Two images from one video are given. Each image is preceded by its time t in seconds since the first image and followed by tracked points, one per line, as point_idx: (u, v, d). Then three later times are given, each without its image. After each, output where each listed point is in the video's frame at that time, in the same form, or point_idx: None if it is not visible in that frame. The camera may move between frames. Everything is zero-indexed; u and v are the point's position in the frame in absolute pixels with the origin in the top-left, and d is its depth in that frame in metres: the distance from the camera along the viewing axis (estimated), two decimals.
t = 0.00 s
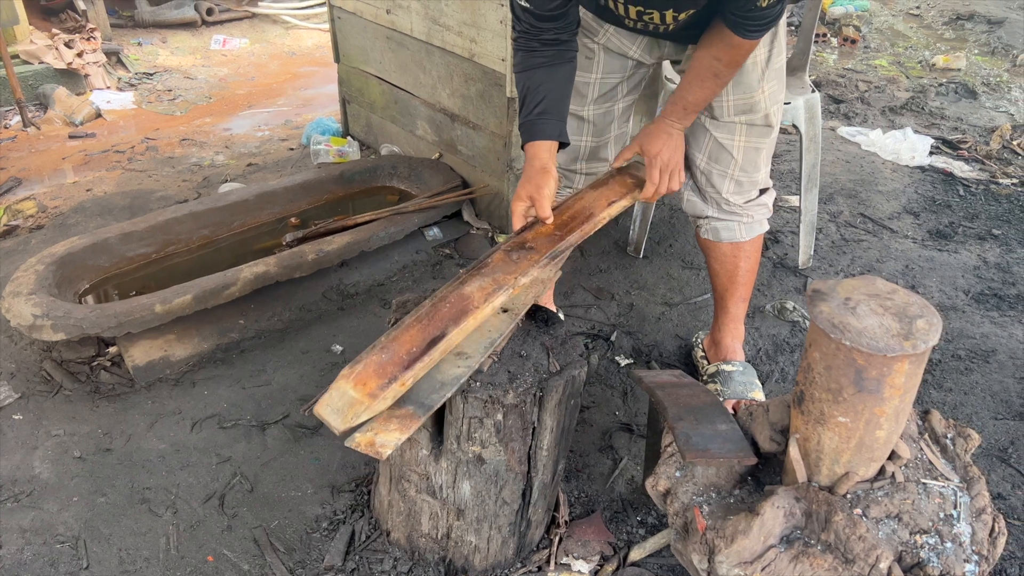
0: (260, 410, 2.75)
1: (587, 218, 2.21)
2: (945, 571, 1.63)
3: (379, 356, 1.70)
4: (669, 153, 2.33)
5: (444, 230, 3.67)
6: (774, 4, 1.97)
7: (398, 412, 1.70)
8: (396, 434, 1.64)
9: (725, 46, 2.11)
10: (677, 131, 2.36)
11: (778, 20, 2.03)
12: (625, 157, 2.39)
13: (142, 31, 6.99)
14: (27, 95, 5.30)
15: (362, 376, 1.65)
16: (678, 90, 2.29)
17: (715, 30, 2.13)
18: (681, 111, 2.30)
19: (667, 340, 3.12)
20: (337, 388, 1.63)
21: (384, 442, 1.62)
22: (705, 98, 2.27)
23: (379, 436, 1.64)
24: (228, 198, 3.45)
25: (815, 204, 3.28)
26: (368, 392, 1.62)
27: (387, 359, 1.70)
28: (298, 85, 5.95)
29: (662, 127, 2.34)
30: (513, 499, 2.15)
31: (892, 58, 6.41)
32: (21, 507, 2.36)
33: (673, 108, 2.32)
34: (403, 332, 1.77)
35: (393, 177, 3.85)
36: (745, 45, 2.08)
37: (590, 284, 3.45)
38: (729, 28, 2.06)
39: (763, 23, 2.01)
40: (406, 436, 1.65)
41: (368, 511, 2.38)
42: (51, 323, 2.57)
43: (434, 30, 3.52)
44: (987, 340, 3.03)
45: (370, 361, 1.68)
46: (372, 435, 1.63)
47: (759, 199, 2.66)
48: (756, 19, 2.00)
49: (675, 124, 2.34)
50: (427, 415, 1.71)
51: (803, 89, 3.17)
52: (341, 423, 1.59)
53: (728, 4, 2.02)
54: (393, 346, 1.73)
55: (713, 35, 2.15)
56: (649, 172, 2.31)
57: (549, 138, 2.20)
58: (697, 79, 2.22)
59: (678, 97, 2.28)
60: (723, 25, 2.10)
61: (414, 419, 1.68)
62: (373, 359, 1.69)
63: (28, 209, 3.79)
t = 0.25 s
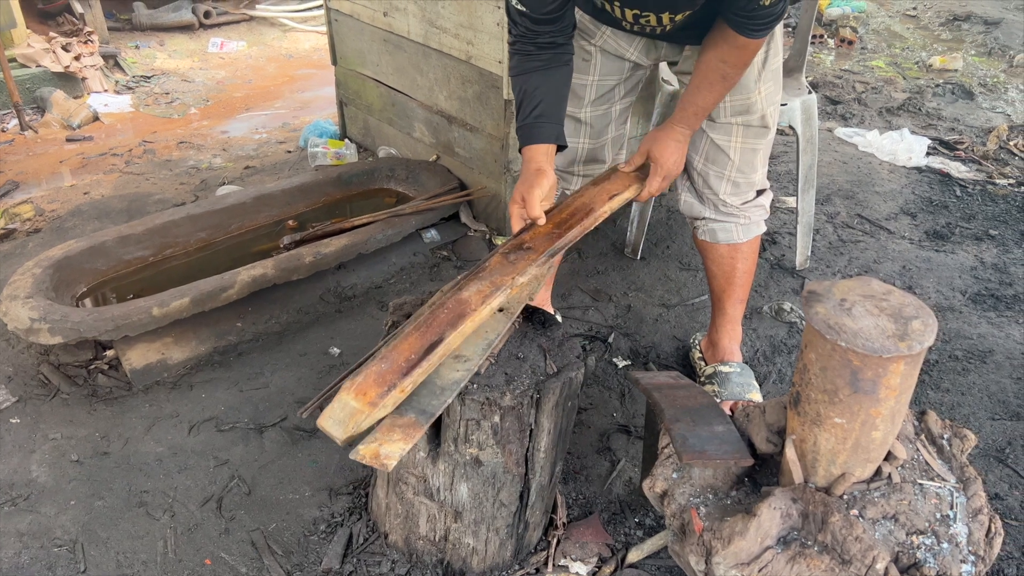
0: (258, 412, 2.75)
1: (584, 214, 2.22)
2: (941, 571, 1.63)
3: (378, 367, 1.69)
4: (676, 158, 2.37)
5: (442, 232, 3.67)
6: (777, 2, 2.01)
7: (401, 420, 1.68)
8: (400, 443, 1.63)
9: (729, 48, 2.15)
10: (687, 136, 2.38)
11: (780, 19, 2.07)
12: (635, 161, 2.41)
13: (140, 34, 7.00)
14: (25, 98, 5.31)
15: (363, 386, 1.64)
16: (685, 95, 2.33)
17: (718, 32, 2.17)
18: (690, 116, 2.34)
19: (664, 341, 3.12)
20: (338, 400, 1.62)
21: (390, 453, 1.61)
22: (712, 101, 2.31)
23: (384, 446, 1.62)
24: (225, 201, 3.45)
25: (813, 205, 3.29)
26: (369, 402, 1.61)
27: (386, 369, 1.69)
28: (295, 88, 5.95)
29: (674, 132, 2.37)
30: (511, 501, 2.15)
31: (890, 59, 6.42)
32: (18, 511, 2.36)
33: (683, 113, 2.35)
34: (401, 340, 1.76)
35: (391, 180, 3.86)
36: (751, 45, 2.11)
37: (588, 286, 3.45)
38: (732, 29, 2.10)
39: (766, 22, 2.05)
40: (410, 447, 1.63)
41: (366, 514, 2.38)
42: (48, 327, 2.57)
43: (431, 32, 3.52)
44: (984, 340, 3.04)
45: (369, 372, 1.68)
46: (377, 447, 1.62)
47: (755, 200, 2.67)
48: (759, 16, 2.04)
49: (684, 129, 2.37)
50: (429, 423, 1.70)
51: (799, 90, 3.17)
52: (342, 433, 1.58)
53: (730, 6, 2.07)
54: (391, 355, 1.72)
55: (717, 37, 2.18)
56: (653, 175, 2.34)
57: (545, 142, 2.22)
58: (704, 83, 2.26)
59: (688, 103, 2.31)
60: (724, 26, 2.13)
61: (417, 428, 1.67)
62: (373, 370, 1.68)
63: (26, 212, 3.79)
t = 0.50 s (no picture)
0: (256, 415, 2.75)
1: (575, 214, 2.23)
2: (938, 572, 1.63)
3: (369, 388, 1.76)
4: (677, 151, 2.36)
5: (440, 234, 3.67)
6: None
7: (417, 414, 1.69)
8: (423, 434, 1.64)
9: (740, 41, 2.14)
10: (689, 129, 2.36)
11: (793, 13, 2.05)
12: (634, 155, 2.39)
13: (138, 37, 7.00)
14: (23, 101, 5.31)
15: (354, 408, 1.71)
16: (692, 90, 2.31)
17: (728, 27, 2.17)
18: (694, 111, 2.32)
19: (663, 343, 3.12)
20: (331, 425, 1.69)
21: (413, 442, 1.62)
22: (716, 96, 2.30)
23: (406, 436, 1.64)
24: (223, 204, 3.45)
25: (811, 206, 3.29)
26: (360, 422, 1.67)
27: (376, 389, 1.75)
28: (294, 90, 5.96)
29: (674, 125, 2.34)
30: (509, 503, 2.16)
31: (887, 60, 6.43)
32: (16, 514, 2.36)
33: (687, 107, 2.32)
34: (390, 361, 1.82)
35: (389, 182, 3.86)
36: (762, 38, 2.10)
37: (586, 288, 3.45)
38: (743, 23, 2.10)
39: (777, 15, 2.04)
40: (432, 436, 1.65)
41: (365, 516, 2.38)
42: (46, 330, 2.57)
43: (428, 34, 3.53)
44: (982, 341, 3.04)
45: (360, 394, 1.74)
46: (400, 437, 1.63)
47: (753, 201, 2.68)
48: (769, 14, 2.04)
49: (687, 123, 2.34)
50: (448, 413, 1.70)
51: (797, 92, 3.17)
52: (336, 455, 1.65)
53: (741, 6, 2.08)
54: (381, 375, 1.79)
55: (727, 31, 2.17)
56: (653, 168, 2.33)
57: (541, 150, 2.23)
58: (712, 78, 2.25)
59: (693, 97, 2.29)
60: (734, 21, 2.14)
61: (436, 418, 1.67)
62: (363, 392, 1.75)
63: (24, 215, 3.79)
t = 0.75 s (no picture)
0: (255, 419, 2.75)
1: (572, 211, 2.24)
2: (936, 574, 1.64)
3: (368, 392, 1.78)
4: (677, 145, 2.37)
5: (439, 237, 3.68)
6: None
7: (425, 420, 1.77)
8: (432, 439, 1.72)
9: (744, 37, 2.16)
10: (688, 121, 2.38)
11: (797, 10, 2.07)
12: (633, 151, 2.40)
13: (137, 41, 7.02)
14: (22, 105, 5.31)
15: (355, 412, 1.73)
16: (693, 84, 2.31)
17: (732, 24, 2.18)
18: (694, 105, 2.33)
19: (661, 345, 3.13)
20: (332, 430, 1.72)
21: (423, 448, 1.70)
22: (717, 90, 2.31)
23: (417, 443, 1.72)
24: (222, 207, 3.46)
25: (808, 209, 3.29)
26: (359, 427, 1.70)
27: (375, 392, 1.77)
28: (292, 94, 5.97)
29: (672, 118, 2.36)
30: (508, 506, 2.16)
31: (885, 62, 6.45)
32: (15, 518, 2.36)
33: (687, 101, 2.34)
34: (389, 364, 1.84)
35: (387, 186, 3.86)
36: (766, 34, 2.12)
37: (585, 290, 3.46)
38: (748, 19, 2.11)
39: (781, 13, 2.07)
40: (442, 441, 1.72)
41: (363, 520, 2.38)
42: (45, 334, 2.57)
43: (426, 38, 3.53)
44: (980, 342, 3.04)
45: (360, 398, 1.77)
46: (411, 443, 1.71)
47: (750, 203, 2.68)
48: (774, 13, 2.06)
49: (686, 116, 2.36)
50: (454, 417, 1.78)
51: (795, 94, 3.17)
52: (337, 459, 1.67)
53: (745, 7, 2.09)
54: (380, 379, 1.81)
55: (730, 27, 2.19)
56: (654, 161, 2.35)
57: (539, 152, 2.23)
58: (714, 73, 2.26)
59: (694, 92, 2.31)
60: (737, 17, 2.15)
61: (444, 423, 1.76)
62: (363, 396, 1.78)
63: (23, 219, 3.80)
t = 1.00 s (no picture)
0: (255, 423, 2.75)
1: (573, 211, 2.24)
2: None
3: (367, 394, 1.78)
4: (679, 142, 2.38)
5: (438, 241, 3.69)
6: None
7: (426, 426, 1.78)
8: (431, 447, 1.74)
9: (746, 34, 2.15)
10: (690, 118, 2.38)
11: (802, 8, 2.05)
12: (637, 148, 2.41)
13: (137, 46, 7.04)
14: (21, 110, 5.32)
15: (353, 414, 1.73)
16: (696, 80, 2.32)
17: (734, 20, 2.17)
18: (696, 102, 2.34)
19: (660, 349, 3.13)
20: (331, 433, 1.72)
21: (423, 456, 1.72)
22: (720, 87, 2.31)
23: (416, 450, 1.73)
24: (221, 212, 3.46)
25: (807, 212, 3.30)
26: (357, 428, 1.70)
27: (373, 393, 1.77)
28: (292, 99, 5.98)
29: (675, 114, 2.37)
30: (507, 510, 2.17)
31: (883, 66, 6.47)
32: (15, 523, 2.36)
33: (689, 97, 2.34)
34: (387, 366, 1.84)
35: (387, 190, 3.87)
36: (769, 31, 2.11)
37: (583, 294, 3.46)
38: (751, 16, 2.10)
39: (783, 13, 2.05)
40: (441, 448, 1.74)
41: (363, 523, 2.39)
42: (45, 339, 2.57)
43: (425, 43, 3.54)
44: (978, 345, 3.05)
45: (359, 401, 1.76)
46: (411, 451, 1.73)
47: (747, 207, 2.69)
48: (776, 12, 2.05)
49: (688, 113, 2.36)
50: (453, 423, 1.80)
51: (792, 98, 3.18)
52: (335, 461, 1.66)
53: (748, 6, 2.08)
54: (378, 380, 1.81)
55: (733, 24, 2.18)
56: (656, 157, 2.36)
57: (538, 155, 2.24)
58: (717, 70, 2.26)
59: (696, 88, 2.31)
60: (740, 14, 2.14)
61: (444, 429, 1.77)
62: (362, 398, 1.78)
63: (22, 224, 3.80)
